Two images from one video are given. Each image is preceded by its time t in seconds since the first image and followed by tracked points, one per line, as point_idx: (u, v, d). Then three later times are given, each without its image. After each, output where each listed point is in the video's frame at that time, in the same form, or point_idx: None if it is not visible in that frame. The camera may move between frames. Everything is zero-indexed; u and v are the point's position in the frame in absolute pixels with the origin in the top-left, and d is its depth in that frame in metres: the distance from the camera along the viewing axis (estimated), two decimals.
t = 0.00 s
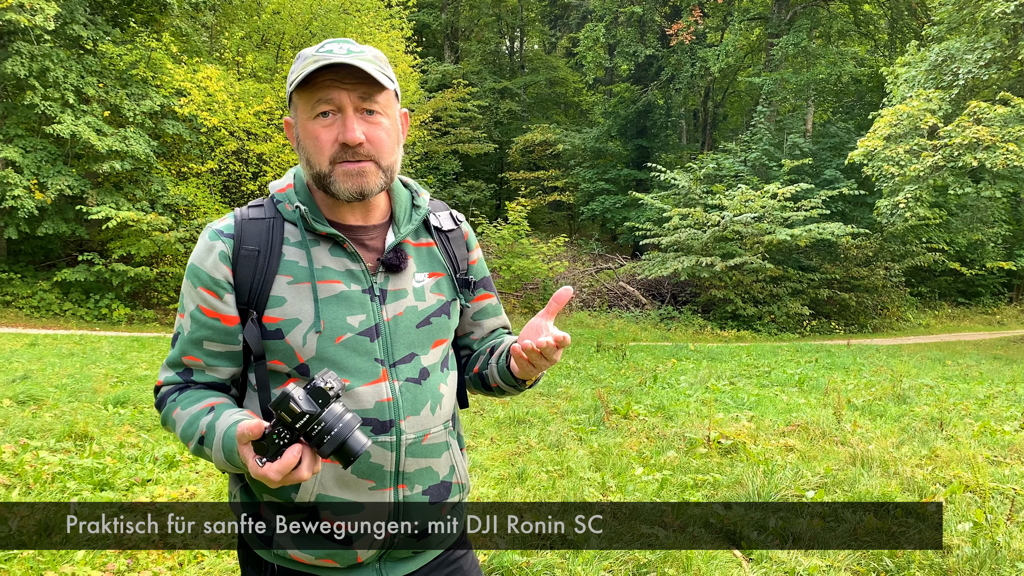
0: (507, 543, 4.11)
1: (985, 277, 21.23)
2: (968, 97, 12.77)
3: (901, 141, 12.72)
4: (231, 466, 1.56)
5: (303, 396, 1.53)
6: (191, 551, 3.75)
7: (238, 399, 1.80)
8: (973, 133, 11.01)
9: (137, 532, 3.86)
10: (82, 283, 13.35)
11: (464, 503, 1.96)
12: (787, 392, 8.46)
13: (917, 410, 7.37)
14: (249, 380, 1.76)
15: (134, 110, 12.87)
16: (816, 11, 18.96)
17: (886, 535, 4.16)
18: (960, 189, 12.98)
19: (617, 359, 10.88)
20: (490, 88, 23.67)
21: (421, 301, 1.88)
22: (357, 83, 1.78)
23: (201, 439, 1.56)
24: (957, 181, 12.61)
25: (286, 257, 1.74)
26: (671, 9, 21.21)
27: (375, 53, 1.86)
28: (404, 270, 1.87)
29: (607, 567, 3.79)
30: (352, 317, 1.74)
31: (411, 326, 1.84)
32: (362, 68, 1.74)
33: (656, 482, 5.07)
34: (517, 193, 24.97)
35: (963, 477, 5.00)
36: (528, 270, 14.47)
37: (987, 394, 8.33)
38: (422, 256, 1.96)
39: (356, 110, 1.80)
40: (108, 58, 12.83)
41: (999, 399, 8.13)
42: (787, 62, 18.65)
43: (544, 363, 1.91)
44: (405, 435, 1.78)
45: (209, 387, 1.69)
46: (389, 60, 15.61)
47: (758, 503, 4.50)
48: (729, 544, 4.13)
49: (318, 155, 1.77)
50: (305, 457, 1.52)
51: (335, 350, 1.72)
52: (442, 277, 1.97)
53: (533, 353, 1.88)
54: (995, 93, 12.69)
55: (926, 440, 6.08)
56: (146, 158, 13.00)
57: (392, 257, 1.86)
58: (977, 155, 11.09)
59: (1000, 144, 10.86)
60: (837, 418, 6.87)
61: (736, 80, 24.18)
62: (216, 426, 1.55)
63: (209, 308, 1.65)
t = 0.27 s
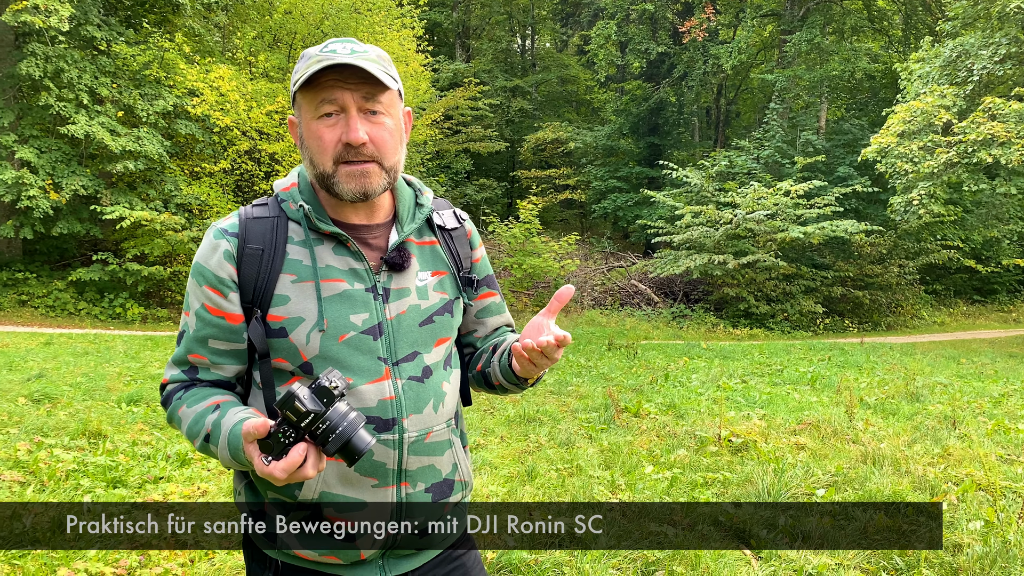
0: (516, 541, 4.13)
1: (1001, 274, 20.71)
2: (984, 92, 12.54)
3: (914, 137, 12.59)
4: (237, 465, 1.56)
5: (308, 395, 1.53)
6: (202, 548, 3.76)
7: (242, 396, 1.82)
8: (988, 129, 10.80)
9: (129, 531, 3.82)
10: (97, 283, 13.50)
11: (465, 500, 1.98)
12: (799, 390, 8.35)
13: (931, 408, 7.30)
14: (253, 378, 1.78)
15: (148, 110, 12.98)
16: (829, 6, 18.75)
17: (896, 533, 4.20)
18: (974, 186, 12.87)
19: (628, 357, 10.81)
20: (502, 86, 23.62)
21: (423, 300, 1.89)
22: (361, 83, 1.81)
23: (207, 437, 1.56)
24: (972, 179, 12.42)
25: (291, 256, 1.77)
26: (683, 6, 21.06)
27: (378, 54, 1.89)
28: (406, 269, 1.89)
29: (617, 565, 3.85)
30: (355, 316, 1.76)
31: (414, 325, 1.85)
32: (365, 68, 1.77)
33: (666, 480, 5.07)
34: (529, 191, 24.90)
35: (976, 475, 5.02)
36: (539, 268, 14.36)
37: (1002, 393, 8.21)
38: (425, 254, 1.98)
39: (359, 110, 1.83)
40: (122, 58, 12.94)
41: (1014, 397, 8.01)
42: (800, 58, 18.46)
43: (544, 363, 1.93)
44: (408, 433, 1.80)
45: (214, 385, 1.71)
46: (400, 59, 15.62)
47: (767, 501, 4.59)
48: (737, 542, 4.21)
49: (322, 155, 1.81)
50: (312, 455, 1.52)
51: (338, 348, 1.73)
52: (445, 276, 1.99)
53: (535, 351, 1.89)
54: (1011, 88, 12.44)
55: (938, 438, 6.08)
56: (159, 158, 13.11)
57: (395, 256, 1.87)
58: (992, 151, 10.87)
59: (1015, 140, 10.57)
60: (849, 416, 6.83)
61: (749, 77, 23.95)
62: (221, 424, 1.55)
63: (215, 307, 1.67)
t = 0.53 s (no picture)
0: (525, 538, 4.09)
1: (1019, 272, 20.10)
2: (999, 89, 12.35)
3: (927, 135, 12.48)
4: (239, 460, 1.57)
5: (304, 391, 1.51)
6: (213, 547, 3.75)
7: (248, 393, 1.81)
8: (1002, 126, 10.64)
9: (130, 531, 3.80)
10: (110, 283, 13.64)
11: (470, 498, 1.94)
12: (812, 389, 8.22)
13: (944, 408, 7.21)
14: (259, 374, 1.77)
15: (160, 112, 13.08)
16: (841, 3, 18.58)
17: (907, 532, 4.16)
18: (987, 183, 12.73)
19: (639, 357, 10.71)
20: (512, 86, 23.58)
21: (427, 297, 1.86)
22: (362, 79, 1.79)
23: (209, 434, 1.57)
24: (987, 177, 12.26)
25: (293, 253, 1.75)
26: (694, 4, 20.93)
27: (380, 49, 1.86)
28: (409, 266, 1.85)
29: (625, 563, 3.82)
30: (357, 313, 1.74)
31: (417, 322, 1.82)
32: (366, 64, 1.75)
33: (677, 479, 5.02)
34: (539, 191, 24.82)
35: (989, 475, 4.99)
36: (550, 267, 14.25)
37: (1018, 392, 8.07)
38: (429, 251, 1.94)
39: (361, 106, 1.80)
40: (134, 60, 13.05)
41: None
42: (813, 56, 18.28)
43: (541, 362, 1.88)
44: (410, 430, 1.77)
45: (219, 382, 1.70)
46: (411, 59, 15.60)
47: (778, 500, 4.57)
48: (748, 540, 4.18)
49: (323, 152, 1.79)
50: (305, 454, 1.50)
51: (340, 345, 1.71)
52: (449, 273, 1.95)
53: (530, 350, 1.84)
54: None
55: (951, 438, 6.04)
56: (172, 159, 13.22)
57: (397, 253, 1.84)
58: (1007, 148, 10.70)
59: None
60: (861, 415, 6.76)
61: (762, 75, 23.74)
62: (223, 420, 1.55)
63: (218, 304, 1.67)
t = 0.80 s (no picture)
0: (534, 538, 4.05)
1: None
2: (1011, 86, 12.19)
3: (939, 133, 12.41)
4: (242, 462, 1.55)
5: (299, 392, 1.48)
6: (224, 547, 3.74)
7: (256, 394, 1.79)
8: (1014, 124, 10.51)
9: (137, 532, 3.79)
10: (123, 285, 13.78)
11: (477, 500, 1.89)
12: (823, 389, 8.11)
13: (957, 408, 7.12)
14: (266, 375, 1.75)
15: (171, 115, 13.18)
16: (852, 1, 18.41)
17: (918, 532, 4.11)
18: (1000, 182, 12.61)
19: (649, 357, 10.62)
20: (522, 87, 23.55)
21: (431, 297, 1.82)
22: (362, 80, 1.75)
23: (214, 435, 1.55)
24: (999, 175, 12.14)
25: (297, 254, 1.73)
26: (703, 4, 20.82)
27: (381, 50, 1.82)
28: (414, 266, 1.82)
29: (635, 564, 3.78)
30: (360, 314, 1.70)
31: (420, 322, 1.78)
32: (366, 65, 1.71)
33: (687, 480, 4.96)
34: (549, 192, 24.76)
35: (1002, 474, 4.93)
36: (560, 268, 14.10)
37: None
38: (434, 252, 1.90)
39: (361, 106, 1.77)
40: (146, 64, 13.16)
41: None
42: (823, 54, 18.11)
43: (539, 361, 1.84)
44: (413, 431, 1.73)
45: (225, 384, 1.68)
46: (421, 61, 15.59)
47: (789, 500, 4.51)
48: (758, 541, 4.14)
49: (324, 153, 1.75)
50: (299, 454, 1.45)
51: (344, 346, 1.68)
52: (454, 273, 1.91)
53: (530, 348, 1.80)
54: None
55: (963, 437, 5.98)
56: (183, 161, 13.31)
57: (401, 254, 1.80)
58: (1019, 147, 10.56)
59: None
60: (872, 415, 6.69)
61: (772, 74, 23.55)
62: (227, 422, 1.54)
63: (224, 306, 1.65)
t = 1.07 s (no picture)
0: (541, 538, 4.00)
1: None
2: (1020, 84, 12.06)
3: (948, 131, 12.47)
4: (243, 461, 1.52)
5: (292, 391, 1.44)
6: (233, 547, 3.71)
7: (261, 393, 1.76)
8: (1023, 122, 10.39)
9: (146, 532, 3.76)
10: (132, 287, 13.86)
11: (483, 501, 1.84)
12: (832, 389, 8.00)
13: (966, 407, 7.04)
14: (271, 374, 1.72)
15: (179, 117, 13.23)
16: None
17: (928, 532, 4.06)
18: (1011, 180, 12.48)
19: (657, 357, 10.52)
20: (529, 88, 23.51)
21: (435, 294, 1.78)
22: (363, 77, 1.71)
23: (216, 433, 1.51)
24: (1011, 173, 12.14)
25: (301, 253, 1.70)
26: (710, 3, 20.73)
27: (383, 46, 1.78)
28: (417, 264, 1.77)
29: (643, 563, 3.72)
30: (363, 311, 1.67)
31: (423, 320, 1.74)
32: (366, 62, 1.67)
33: (695, 479, 4.89)
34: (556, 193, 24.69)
35: (1012, 474, 4.88)
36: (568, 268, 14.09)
37: None
38: (439, 249, 1.86)
39: (362, 103, 1.73)
40: (154, 67, 13.23)
41: None
42: (831, 53, 17.99)
43: (536, 359, 1.77)
44: (415, 430, 1.68)
45: (230, 382, 1.65)
46: (427, 62, 15.54)
47: (797, 500, 4.46)
48: (767, 540, 4.08)
49: (326, 150, 1.72)
50: (296, 454, 1.42)
51: (346, 344, 1.65)
52: (458, 271, 1.87)
53: (522, 347, 1.73)
54: None
55: (973, 437, 5.93)
56: (191, 164, 13.37)
57: (404, 251, 1.76)
58: None
59: None
60: (882, 415, 6.61)
61: (779, 73, 23.41)
62: (229, 420, 1.50)
63: (228, 304, 1.62)
